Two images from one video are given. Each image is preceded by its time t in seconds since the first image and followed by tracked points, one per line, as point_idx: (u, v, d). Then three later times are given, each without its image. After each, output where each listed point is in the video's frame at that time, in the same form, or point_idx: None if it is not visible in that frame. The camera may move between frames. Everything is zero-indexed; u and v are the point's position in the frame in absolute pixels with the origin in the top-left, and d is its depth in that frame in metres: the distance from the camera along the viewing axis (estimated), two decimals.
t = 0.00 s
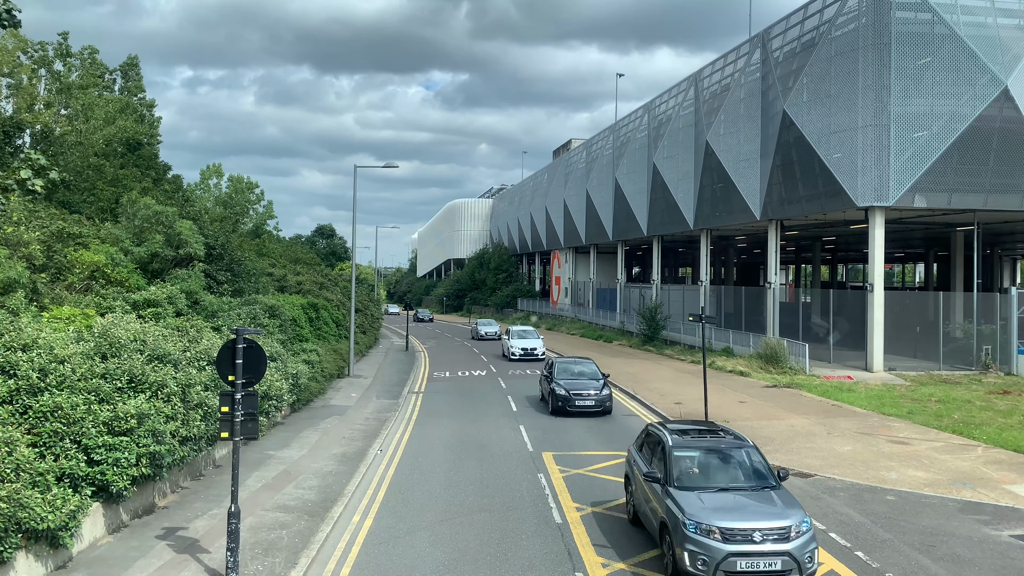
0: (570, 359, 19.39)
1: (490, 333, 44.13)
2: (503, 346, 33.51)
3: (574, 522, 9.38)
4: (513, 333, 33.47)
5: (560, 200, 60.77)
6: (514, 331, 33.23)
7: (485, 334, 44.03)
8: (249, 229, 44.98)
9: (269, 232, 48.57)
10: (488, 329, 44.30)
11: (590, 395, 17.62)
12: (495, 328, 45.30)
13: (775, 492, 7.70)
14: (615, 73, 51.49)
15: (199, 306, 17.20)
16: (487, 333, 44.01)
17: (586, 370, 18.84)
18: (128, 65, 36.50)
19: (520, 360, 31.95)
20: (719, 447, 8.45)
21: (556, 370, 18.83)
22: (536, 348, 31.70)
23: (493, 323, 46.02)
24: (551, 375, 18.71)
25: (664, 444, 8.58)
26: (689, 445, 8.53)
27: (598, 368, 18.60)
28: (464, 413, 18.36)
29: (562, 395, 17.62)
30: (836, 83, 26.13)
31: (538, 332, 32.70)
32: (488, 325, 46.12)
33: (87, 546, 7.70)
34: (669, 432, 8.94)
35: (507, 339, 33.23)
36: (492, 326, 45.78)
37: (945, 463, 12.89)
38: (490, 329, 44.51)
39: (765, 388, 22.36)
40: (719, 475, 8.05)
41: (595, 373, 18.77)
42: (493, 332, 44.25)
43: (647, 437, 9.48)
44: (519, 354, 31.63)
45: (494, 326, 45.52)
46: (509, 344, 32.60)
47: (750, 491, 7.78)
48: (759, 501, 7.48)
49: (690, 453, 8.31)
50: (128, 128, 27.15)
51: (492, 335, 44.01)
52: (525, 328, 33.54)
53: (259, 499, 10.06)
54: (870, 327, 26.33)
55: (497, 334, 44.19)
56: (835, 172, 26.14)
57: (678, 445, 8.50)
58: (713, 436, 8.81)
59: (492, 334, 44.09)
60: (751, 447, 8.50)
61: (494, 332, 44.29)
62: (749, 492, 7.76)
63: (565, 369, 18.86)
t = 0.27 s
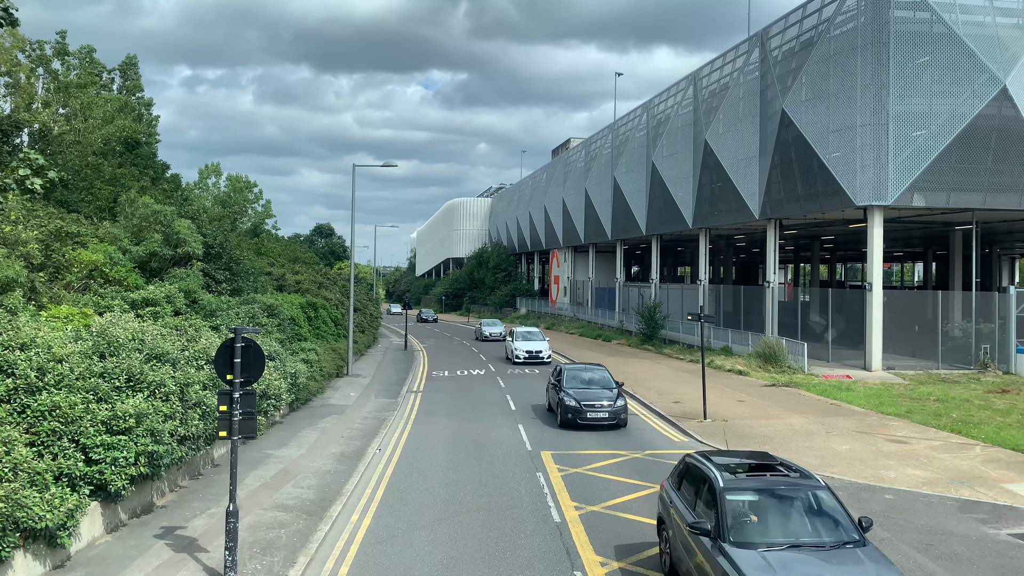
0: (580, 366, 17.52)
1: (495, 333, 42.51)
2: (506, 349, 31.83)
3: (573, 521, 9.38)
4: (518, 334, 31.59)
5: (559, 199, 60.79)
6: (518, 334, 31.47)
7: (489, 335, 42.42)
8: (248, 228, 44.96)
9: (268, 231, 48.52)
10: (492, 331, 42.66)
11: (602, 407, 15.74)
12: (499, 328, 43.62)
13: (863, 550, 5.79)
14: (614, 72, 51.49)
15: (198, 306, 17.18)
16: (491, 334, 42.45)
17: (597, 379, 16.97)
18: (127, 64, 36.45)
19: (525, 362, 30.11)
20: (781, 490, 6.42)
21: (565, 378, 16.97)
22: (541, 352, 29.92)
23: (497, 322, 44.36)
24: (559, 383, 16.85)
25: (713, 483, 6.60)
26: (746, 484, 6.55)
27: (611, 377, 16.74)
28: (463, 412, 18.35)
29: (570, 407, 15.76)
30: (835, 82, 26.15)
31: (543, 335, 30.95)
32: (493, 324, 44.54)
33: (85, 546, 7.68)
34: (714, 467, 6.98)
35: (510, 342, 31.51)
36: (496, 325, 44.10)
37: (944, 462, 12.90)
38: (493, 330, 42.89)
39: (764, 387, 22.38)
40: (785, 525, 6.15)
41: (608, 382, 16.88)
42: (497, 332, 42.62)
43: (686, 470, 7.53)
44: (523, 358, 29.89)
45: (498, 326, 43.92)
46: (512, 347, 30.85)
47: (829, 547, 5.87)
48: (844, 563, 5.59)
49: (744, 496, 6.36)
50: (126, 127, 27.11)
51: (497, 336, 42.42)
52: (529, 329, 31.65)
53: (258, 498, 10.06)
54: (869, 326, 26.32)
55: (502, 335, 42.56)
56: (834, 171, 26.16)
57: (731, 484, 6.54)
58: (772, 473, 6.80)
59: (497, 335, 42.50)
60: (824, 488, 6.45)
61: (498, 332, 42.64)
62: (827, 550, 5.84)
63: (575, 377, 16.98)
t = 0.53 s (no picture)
0: (592, 375, 15.72)
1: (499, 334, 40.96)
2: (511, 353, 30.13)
3: (572, 522, 9.39)
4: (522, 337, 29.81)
5: (558, 199, 60.83)
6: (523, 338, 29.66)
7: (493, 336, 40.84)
8: (247, 228, 44.95)
9: (266, 232, 48.49)
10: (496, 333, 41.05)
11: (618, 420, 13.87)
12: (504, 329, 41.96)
13: None
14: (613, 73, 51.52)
15: (196, 306, 17.17)
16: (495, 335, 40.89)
17: (612, 390, 15.14)
18: (125, 64, 36.41)
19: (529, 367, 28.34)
20: (876, 558, 4.63)
21: (575, 388, 15.13)
22: (547, 356, 28.02)
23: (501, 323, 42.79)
24: (569, 395, 15.01)
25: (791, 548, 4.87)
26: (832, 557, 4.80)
27: (627, 390, 14.99)
28: (462, 413, 18.38)
29: (583, 420, 13.91)
30: (833, 83, 26.19)
31: (549, 339, 29.12)
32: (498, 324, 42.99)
33: (84, 546, 7.69)
34: (788, 525, 5.17)
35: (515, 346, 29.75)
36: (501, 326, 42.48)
37: (942, 462, 12.92)
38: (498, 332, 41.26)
39: (763, 387, 22.41)
40: None
41: (623, 394, 15.07)
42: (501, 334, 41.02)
43: (746, 528, 5.73)
44: (528, 362, 28.09)
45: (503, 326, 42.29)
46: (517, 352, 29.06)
47: None
48: None
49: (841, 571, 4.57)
50: (125, 127, 27.09)
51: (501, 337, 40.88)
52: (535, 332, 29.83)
53: (257, 498, 10.06)
54: (868, 327, 26.36)
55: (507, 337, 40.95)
56: (833, 171, 26.19)
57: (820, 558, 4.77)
58: (864, 533, 5.03)
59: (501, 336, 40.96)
60: (941, 556, 4.67)
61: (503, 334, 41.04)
62: None
63: (586, 388, 15.14)
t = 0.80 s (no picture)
0: (608, 386, 13.90)
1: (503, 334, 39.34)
2: (517, 356, 28.24)
3: (570, 520, 9.40)
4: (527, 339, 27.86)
5: (557, 198, 60.83)
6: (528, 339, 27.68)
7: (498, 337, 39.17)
8: (246, 227, 44.94)
9: (265, 230, 48.48)
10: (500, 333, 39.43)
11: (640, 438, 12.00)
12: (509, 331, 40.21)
13: None
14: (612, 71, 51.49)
15: (195, 304, 17.15)
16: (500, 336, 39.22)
17: (631, 404, 13.30)
18: (124, 63, 36.36)
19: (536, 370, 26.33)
20: None
21: (590, 402, 13.30)
22: (552, 359, 25.99)
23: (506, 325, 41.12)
24: (582, 409, 13.19)
25: None
26: None
27: (648, 404, 13.22)
28: (461, 411, 18.41)
29: (599, 436, 12.08)
30: (833, 82, 26.19)
31: (555, 340, 27.11)
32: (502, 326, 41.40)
33: (82, 545, 7.69)
34: None
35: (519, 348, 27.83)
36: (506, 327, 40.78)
37: (941, 461, 12.93)
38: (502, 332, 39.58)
39: (762, 385, 22.44)
40: None
41: (643, 407, 13.25)
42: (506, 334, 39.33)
43: None
44: (533, 366, 26.14)
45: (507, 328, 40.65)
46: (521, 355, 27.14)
47: None
48: None
49: None
50: (123, 126, 27.05)
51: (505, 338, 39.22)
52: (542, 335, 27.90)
53: (256, 496, 10.06)
54: (866, 325, 26.39)
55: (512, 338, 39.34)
56: (832, 170, 26.19)
57: None
58: None
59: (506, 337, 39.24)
60: None
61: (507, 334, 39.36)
62: None
63: (602, 402, 13.31)
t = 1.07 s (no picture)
0: (629, 401, 12.05)
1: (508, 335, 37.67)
2: (522, 361, 26.32)
3: (570, 520, 9.40)
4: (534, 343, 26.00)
5: (557, 197, 60.84)
6: (534, 343, 25.82)
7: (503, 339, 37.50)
8: (246, 227, 44.92)
9: (265, 230, 48.48)
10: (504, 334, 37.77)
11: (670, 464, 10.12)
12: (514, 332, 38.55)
13: None
14: (612, 71, 51.52)
15: (195, 304, 17.14)
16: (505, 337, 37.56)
17: (657, 422, 11.45)
18: (123, 63, 36.33)
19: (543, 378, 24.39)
20: None
21: (609, 420, 11.43)
22: (560, 364, 24.07)
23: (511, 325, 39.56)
24: (600, 428, 11.32)
25: None
26: None
27: (675, 423, 11.39)
28: (461, 411, 18.41)
29: (622, 462, 10.20)
30: (832, 82, 26.20)
31: (563, 345, 25.25)
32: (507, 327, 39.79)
33: (82, 545, 7.68)
34: None
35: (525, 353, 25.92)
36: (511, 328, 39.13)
37: (941, 460, 12.93)
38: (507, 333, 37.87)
39: (762, 385, 22.44)
40: None
41: (671, 426, 11.40)
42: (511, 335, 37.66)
43: None
44: (540, 372, 24.20)
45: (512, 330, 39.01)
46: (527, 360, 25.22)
47: None
48: None
49: None
50: (123, 126, 27.04)
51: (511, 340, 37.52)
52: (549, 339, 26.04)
53: (256, 496, 10.07)
54: (866, 325, 26.40)
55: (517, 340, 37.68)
56: (831, 170, 26.20)
57: None
58: None
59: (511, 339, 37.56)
60: None
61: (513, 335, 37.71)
62: None
63: (624, 419, 11.44)
